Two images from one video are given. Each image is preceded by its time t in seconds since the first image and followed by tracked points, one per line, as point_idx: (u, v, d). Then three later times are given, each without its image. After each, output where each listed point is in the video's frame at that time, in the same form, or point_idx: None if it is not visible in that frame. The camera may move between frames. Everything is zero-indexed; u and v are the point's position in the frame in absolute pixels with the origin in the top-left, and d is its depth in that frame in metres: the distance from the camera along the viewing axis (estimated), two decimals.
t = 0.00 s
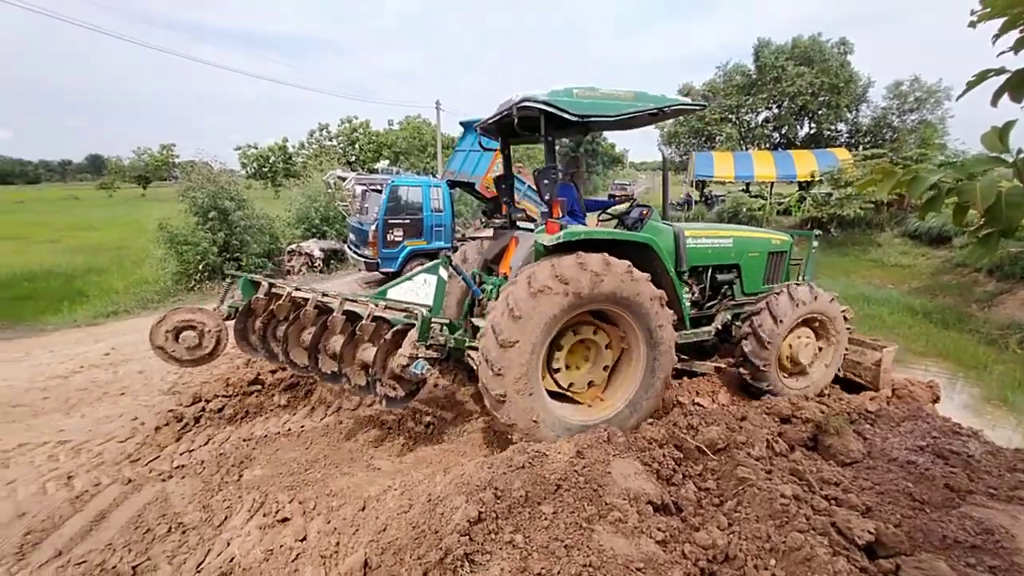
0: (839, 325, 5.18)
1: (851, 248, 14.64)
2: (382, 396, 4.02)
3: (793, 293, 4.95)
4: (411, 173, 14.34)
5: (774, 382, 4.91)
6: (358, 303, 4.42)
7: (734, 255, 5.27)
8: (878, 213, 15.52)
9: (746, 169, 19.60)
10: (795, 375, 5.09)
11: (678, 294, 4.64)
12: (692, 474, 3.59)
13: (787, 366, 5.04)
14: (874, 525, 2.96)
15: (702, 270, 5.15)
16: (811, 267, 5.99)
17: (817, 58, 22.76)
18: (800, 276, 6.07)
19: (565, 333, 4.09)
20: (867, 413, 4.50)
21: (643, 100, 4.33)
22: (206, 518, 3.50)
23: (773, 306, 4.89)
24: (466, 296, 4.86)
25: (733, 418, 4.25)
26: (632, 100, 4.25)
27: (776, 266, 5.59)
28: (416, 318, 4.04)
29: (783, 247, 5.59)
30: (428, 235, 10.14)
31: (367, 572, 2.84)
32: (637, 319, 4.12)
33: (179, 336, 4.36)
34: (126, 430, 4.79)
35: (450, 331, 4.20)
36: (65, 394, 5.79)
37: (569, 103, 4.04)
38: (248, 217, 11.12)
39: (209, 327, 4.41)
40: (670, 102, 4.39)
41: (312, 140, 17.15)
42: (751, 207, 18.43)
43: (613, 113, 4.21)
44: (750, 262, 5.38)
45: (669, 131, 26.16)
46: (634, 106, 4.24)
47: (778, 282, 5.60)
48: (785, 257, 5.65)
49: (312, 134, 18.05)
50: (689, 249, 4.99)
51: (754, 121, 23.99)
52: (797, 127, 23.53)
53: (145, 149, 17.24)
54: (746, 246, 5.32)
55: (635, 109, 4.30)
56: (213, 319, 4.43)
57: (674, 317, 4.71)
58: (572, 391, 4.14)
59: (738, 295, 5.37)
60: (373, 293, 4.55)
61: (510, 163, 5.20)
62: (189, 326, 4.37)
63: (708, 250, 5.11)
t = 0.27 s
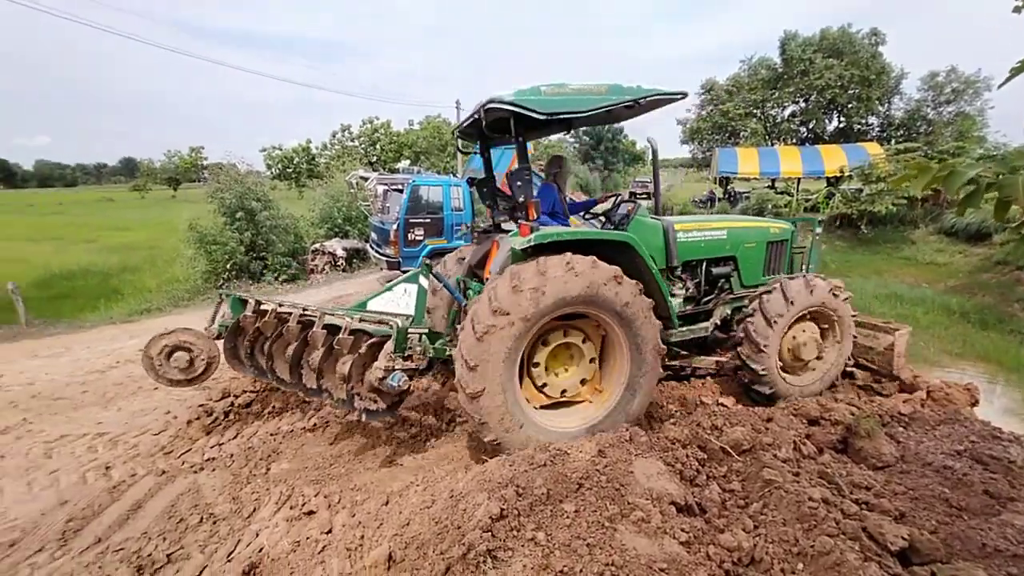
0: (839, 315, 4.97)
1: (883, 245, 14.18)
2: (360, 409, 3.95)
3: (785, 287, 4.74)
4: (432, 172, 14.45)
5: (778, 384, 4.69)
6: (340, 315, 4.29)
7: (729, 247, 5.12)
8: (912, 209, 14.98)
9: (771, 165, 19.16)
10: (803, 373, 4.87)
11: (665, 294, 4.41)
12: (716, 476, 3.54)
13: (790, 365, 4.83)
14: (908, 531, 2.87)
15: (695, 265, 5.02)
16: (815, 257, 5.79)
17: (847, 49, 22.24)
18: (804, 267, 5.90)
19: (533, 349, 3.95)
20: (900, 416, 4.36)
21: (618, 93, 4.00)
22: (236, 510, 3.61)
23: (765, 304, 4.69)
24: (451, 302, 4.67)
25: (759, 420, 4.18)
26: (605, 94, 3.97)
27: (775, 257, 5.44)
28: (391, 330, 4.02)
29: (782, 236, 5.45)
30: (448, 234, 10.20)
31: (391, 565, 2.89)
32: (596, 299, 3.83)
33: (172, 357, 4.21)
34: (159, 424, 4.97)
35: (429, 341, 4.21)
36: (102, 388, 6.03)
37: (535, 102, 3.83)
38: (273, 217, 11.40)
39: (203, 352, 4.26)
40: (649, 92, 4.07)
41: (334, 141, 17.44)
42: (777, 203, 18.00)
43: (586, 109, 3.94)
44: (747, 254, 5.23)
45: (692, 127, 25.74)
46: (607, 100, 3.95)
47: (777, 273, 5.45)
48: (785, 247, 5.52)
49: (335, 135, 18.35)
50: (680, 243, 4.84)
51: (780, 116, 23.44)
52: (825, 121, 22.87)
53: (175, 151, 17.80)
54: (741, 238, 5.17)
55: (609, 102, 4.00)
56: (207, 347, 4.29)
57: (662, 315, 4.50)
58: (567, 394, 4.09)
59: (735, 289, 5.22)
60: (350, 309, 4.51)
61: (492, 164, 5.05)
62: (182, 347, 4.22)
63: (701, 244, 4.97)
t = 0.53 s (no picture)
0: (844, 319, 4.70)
1: (924, 250, 13.61)
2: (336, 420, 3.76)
3: (787, 292, 4.49)
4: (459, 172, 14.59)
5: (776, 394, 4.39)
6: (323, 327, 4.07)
7: (726, 249, 4.93)
8: (957, 213, 14.32)
9: (805, 166, 18.63)
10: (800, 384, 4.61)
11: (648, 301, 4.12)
12: (745, 483, 3.47)
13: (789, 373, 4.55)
14: (949, 550, 2.75)
15: (689, 269, 4.85)
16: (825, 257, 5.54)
17: (888, 46, 21.63)
18: (812, 268, 5.68)
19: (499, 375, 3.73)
20: (942, 429, 4.18)
21: (595, 92, 3.82)
22: (266, 499, 3.72)
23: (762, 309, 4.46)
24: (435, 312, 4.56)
25: (790, 427, 4.09)
26: (582, 95, 3.80)
27: (777, 258, 5.24)
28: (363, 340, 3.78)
29: (785, 236, 5.25)
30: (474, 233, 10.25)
31: (415, 558, 2.92)
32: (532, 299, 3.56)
33: (163, 362, 3.95)
34: (195, 413, 5.17)
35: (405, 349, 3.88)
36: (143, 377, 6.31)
37: (507, 107, 3.66)
38: (304, 215, 11.71)
39: (193, 356, 3.98)
40: (629, 91, 3.87)
41: (364, 141, 17.79)
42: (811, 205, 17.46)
43: (563, 112, 3.77)
44: (745, 256, 5.03)
45: (722, 126, 25.23)
46: (584, 101, 3.78)
47: (780, 275, 5.24)
48: (790, 247, 5.31)
49: (364, 135, 18.69)
50: (671, 246, 4.67)
51: (815, 115, 22.75)
52: (864, 120, 22.07)
53: (212, 151, 18.45)
54: (739, 240, 4.97)
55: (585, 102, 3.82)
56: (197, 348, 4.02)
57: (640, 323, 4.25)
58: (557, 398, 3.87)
59: (733, 293, 5.02)
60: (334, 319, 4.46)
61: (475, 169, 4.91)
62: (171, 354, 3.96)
63: (695, 247, 4.79)
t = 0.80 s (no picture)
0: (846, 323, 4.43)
1: (974, 250, 12.92)
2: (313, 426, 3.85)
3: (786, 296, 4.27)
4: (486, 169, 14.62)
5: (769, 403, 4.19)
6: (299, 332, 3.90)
7: (723, 250, 4.64)
8: (1011, 211, 13.53)
9: (844, 162, 17.91)
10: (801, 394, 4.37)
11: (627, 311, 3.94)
12: (777, 487, 3.38)
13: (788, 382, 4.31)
14: (999, 564, 2.62)
15: (682, 271, 4.56)
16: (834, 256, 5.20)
17: (938, 35, 20.48)
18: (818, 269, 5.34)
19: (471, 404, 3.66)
20: (991, 438, 3.99)
21: (571, 90, 3.61)
22: (298, 486, 3.84)
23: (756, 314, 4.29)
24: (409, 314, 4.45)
25: (826, 431, 3.98)
26: (558, 92, 3.61)
27: (778, 259, 4.95)
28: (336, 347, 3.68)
29: (787, 235, 4.96)
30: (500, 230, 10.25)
31: (443, 549, 2.97)
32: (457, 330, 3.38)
33: (159, 364, 3.84)
34: (231, 401, 5.37)
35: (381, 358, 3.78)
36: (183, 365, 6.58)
37: (474, 109, 3.53)
38: (335, 211, 11.98)
39: (190, 358, 3.87)
40: (608, 86, 3.65)
41: (393, 137, 18.00)
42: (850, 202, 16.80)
43: (538, 111, 3.61)
44: (743, 257, 4.73)
45: (756, 121, 24.50)
46: (559, 100, 3.58)
47: (781, 277, 4.94)
48: (792, 247, 5.02)
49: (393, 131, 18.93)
50: (662, 248, 4.40)
51: (857, 108, 21.83)
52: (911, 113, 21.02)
53: (247, 148, 19.03)
54: (736, 240, 4.67)
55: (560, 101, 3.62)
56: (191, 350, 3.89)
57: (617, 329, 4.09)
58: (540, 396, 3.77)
59: (731, 297, 4.73)
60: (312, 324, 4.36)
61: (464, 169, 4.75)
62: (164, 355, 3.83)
63: (688, 248, 4.51)
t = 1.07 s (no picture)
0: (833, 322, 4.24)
1: None
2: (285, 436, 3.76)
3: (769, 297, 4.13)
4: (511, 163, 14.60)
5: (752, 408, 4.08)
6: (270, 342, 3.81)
7: (709, 249, 4.38)
8: None
9: (883, 154, 17.16)
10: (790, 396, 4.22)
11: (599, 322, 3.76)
12: (808, 489, 3.30)
13: (773, 385, 4.17)
14: None
15: (664, 271, 4.33)
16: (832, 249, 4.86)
17: (990, 18, 19.29)
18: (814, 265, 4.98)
19: (444, 428, 3.65)
20: None
21: (533, 89, 3.46)
22: (327, 473, 3.94)
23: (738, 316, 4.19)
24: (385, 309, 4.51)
25: (861, 433, 3.86)
26: (520, 92, 3.46)
27: (769, 256, 4.67)
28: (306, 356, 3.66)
29: (779, 231, 4.66)
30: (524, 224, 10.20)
31: (467, 540, 2.99)
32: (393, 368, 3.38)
33: (151, 372, 3.91)
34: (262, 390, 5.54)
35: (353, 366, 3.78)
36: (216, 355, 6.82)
37: (431, 113, 3.44)
38: (362, 205, 12.18)
39: (180, 366, 3.93)
40: (573, 82, 3.47)
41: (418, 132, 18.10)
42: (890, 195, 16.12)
43: (501, 113, 3.47)
44: (729, 255, 4.46)
45: (790, 112, 23.71)
46: (519, 100, 3.43)
47: (772, 275, 4.67)
48: (784, 243, 4.72)
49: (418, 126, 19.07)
50: (641, 248, 4.18)
51: (899, 97, 20.88)
52: (958, 102, 19.94)
53: (278, 144, 19.48)
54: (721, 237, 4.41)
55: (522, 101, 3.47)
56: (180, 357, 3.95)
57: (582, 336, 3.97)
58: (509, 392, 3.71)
59: (717, 296, 4.49)
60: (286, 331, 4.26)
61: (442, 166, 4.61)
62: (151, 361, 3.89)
63: (669, 248, 4.27)
